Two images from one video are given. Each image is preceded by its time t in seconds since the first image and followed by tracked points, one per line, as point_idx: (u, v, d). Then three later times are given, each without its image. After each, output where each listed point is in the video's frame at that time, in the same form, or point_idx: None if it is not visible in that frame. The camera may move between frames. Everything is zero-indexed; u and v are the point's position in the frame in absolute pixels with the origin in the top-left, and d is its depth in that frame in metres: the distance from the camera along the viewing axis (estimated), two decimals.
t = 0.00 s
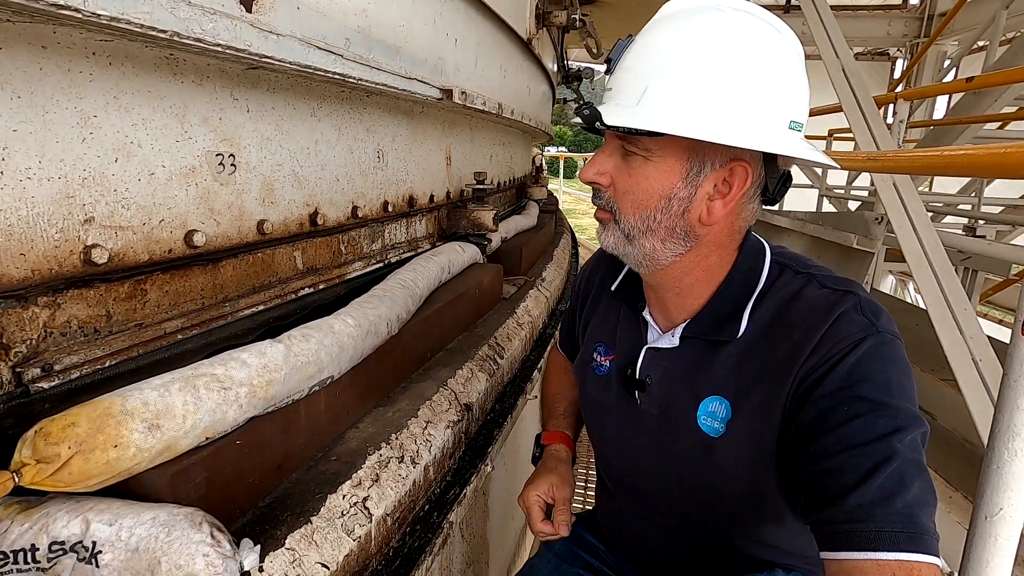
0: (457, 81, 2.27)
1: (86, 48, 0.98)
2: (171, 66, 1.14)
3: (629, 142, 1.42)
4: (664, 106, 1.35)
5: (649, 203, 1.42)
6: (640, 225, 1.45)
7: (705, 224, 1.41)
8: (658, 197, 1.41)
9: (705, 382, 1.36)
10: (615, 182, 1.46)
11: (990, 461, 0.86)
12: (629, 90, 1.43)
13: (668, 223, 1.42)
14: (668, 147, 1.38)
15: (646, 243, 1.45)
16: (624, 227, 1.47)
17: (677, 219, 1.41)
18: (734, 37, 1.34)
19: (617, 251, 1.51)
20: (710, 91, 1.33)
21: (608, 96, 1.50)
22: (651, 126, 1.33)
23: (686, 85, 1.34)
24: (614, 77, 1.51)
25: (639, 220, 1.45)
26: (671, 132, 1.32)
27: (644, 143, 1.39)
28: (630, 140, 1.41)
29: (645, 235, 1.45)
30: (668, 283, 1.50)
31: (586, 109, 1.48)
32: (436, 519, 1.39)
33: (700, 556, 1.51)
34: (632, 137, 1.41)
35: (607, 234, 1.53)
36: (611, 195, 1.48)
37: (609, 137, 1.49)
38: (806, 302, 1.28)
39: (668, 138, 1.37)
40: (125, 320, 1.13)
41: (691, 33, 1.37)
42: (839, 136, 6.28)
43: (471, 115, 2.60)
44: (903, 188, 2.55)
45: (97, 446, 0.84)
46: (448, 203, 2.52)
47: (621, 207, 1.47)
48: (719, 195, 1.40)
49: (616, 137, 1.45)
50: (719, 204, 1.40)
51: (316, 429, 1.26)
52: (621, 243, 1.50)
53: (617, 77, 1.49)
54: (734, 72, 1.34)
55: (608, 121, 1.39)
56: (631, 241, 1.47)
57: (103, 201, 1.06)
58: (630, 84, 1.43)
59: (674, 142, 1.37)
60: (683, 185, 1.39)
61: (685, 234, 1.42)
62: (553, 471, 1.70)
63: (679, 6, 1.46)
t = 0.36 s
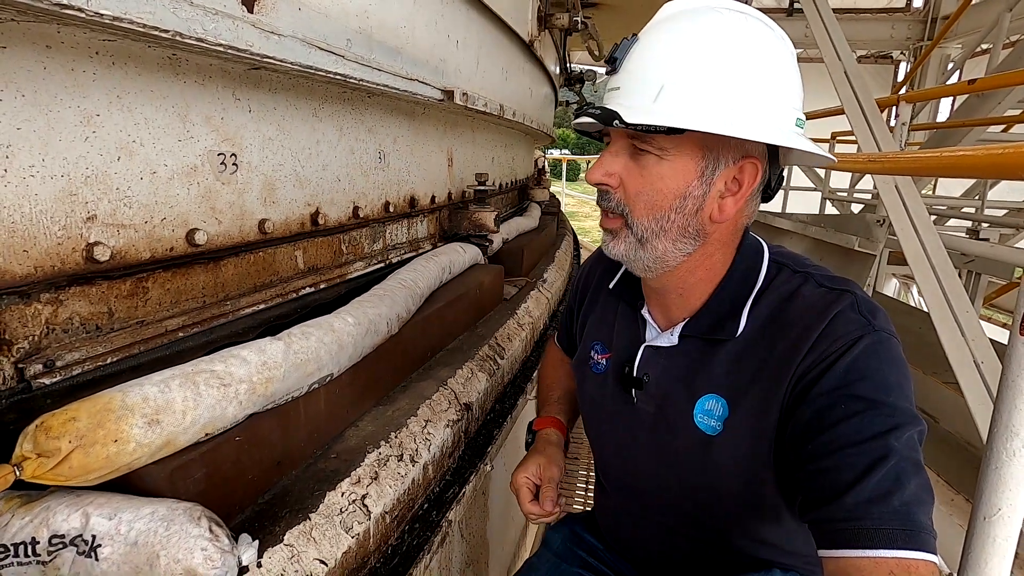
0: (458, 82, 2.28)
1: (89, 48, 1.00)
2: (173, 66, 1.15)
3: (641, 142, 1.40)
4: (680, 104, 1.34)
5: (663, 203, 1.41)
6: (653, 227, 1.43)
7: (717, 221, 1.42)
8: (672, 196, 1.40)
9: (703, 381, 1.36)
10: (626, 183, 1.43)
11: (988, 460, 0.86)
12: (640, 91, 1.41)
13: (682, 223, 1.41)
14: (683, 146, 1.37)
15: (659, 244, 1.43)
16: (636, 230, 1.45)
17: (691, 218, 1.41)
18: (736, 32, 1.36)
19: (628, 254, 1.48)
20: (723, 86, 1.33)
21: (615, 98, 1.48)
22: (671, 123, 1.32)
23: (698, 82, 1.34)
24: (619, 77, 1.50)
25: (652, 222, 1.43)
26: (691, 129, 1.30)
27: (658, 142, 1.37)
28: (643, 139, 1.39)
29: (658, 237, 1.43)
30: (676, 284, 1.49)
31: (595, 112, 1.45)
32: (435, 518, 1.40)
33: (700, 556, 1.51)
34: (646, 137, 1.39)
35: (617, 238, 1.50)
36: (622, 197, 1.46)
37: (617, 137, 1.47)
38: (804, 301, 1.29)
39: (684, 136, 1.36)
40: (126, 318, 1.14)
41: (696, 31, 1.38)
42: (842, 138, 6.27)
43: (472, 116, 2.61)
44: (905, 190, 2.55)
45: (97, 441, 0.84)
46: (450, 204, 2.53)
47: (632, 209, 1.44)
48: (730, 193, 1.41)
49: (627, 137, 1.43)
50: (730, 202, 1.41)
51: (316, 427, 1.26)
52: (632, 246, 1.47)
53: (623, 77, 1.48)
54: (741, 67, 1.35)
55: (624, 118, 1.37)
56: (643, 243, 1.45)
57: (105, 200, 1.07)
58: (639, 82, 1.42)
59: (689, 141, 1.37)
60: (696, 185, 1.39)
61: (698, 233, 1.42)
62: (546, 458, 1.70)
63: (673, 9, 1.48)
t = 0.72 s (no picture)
0: (457, 84, 2.28)
1: (87, 55, 1.00)
2: (171, 72, 1.15)
3: (660, 139, 1.37)
4: (707, 99, 1.33)
5: (685, 201, 1.38)
6: (674, 226, 1.40)
7: (734, 216, 1.43)
8: (695, 194, 1.37)
9: (702, 380, 1.37)
10: (645, 183, 1.39)
11: (985, 462, 0.87)
12: (660, 88, 1.39)
13: (704, 220, 1.40)
14: (703, 142, 1.35)
15: (680, 244, 1.41)
16: (656, 230, 1.41)
17: (712, 214, 1.40)
18: (743, 27, 1.38)
19: (647, 256, 1.44)
20: (744, 79, 1.35)
21: (629, 99, 1.44)
22: (700, 118, 1.31)
23: (717, 76, 1.35)
24: (629, 77, 1.49)
25: (672, 221, 1.40)
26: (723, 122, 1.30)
27: (679, 138, 1.35)
28: (663, 137, 1.36)
29: (680, 237, 1.40)
30: (690, 280, 1.49)
31: (615, 113, 1.41)
32: (434, 520, 1.40)
33: (698, 556, 1.51)
34: (667, 134, 1.36)
35: (632, 239, 1.46)
36: (640, 198, 1.41)
37: (631, 136, 1.42)
38: (805, 301, 1.29)
39: (705, 132, 1.35)
40: (126, 322, 1.14)
41: (703, 31, 1.39)
42: (843, 137, 6.25)
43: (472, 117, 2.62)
44: (905, 189, 2.54)
45: (96, 446, 0.85)
46: (449, 205, 2.54)
47: (652, 209, 1.40)
48: (746, 187, 1.42)
49: (644, 134, 1.39)
50: (745, 198, 1.43)
51: (315, 429, 1.27)
52: (652, 247, 1.43)
53: (633, 76, 1.47)
54: (755, 60, 1.37)
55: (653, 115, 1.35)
56: (665, 243, 1.42)
57: (104, 205, 1.07)
58: (654, 79, 1.41)
59: (709, 137, 1.36)
60: (716, 181, 1.37)
61: (717, 229, 1.42)
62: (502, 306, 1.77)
63: (672, 11, 1.51)
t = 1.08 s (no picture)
0: (455, 83, 2.28)
1: (81, 58, 1.00)
2: (167, 74, 1.15)
3: (665, 137, 1.36)
4: (716, 95, 1.34)
5: (691, 199, 1.38)
6: (681, 225, 1.39)
7: (736, 214, 1.43)
8: (701, 191, 1.37)
9: (701, 380, 1.37)
10: (651, 181, 1.38)
11: (981, 462, 0.87)
12: (666, 86, 1.38)
13: (709, 217, 1.39)
14: (708, 139, 1.35)
15: (687, 242, 1.40)
16: (663, 229, 1.40)
17: (717, 211, 1.39)
18: (742, 24, 1.40)
19: (654, 256, 1.42)
20: (749, 74, 1.36)
21: (634, 96, 1.42)
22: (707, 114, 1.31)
23: (721, 72, 1.35)
24: (631, 75, 1.47)
25: (679, 220, 1.39)
26: (735, 117, 1.31)
27: (685, 136, 1.35)
28: (668, 135, 1.36)
29: (687, 235, 1.40)
30: (693, 278, 1.49)
31: (622, 112, 1.39)
32: (431, 520, 1.40)
33: (696, 555, 1.52)
34: (673, 132, 1.35)
35: (638, 238, 1.44)
36: (645, 197, 1.40)
37: (634, 136, 1.42)
38: (806, 301, 1.29)
39: (709, 130, 1.35)
40: (123, 324, 1.14)
41: (703, 28, 1.39)
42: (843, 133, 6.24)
43: (470, 116, 2.62)
44: (905, 187, 2.54)
45: (92, 450, 0.85)
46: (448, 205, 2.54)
47: (658, 208, 1.39)
48: (747, 185, 1.43)
49: (648, 133, 1.39)
50: (748, 196, 1.43)
51: (312, 431, 1.27)
52: (659, 246, 1.41)
53: (636, 74, 1.46)
54: (757, 54, 1.38)
55: (660, 112, 1.34)
56: (671, 241, 1.40)
57: (100, 209, 1.07)
58: (659, 75, 1.40)
59: (714, 135, 1.36)
60: (721, 178, 1.37)
61: (722, 227, 1.42)
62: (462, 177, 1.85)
63: (669, 11, 1.51)
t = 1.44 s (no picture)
0: (455, 83, 2.29)
1: (81, 56, 1.01)
2: (165, 72, 1.16)
3: (691, 134, 1.37)
4: (737, 86, 1.40)
5: (720, 192, 1.40)
6: (713, 220, 1.40)
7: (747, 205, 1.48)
8: (726, 185, 1.40)
9: (701, 379, 1.37)
10: (682, 180, 1.38)
11: (975, 462, 0.87)
12: (690, 81, 1.39)
13: (733, 210, 1.43)
14: (727, 132, 1.39)
15: (717, 237, 1.41)
16: (698, 227, 1.39)
17: (737, 203, 1.44)
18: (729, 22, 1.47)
19: (692, 255, 1.41)
20: (752, 64, 1.45)
21: (659, 94, 1.40)
22: (734, 103, 1.36)
23: (729, 64, 1.42)
24: (640, 76, 1.45)
25: (711, 216, 1.40)
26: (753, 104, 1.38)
27: (709, 130, 1.37)
28: (694, 131, 1.37)
29: (718, 230, 1.41)
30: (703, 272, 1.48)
31: (659, 108, 1.37)
32: (427, 518, 1.41)
33: (693, 554, 1.52)
34: (697, 127, 1.37)
35: (671, 240, 1.41)
36: (679, 196, 1.38)
37: (653, 137, 1.41)
38: (806, 301, 1.29)
39: (726, 122, 1.39)
40: (121, 320, 1.14)
41: (699, 27, 1.44)
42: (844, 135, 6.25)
43: (470, 117, 2.63)
44: (904, 188, 2.54)
45: (88, 444, 0.86)
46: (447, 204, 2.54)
47: (692, 206, 1.39)
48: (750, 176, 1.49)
49: (670, 132, 1.39)
50: (752, 185, 1.50)
51: (309, 428, 1.28)
52: (695, 245, 1.40)
53: (647, 74, 1.44)
54: (748, 47, 1.46)
55: (705, 103, 1.34)
56: (707, 238, 1.40)
57: (98, 205, 1.08)
58: (674, 74, 1.40)
59: (730, 127, 1.39)
60: (739, 171, 1.42)
61: (740, 218, 1.46)
62: (445, 188, 1.80)
63: (653, 16, 1.54)
